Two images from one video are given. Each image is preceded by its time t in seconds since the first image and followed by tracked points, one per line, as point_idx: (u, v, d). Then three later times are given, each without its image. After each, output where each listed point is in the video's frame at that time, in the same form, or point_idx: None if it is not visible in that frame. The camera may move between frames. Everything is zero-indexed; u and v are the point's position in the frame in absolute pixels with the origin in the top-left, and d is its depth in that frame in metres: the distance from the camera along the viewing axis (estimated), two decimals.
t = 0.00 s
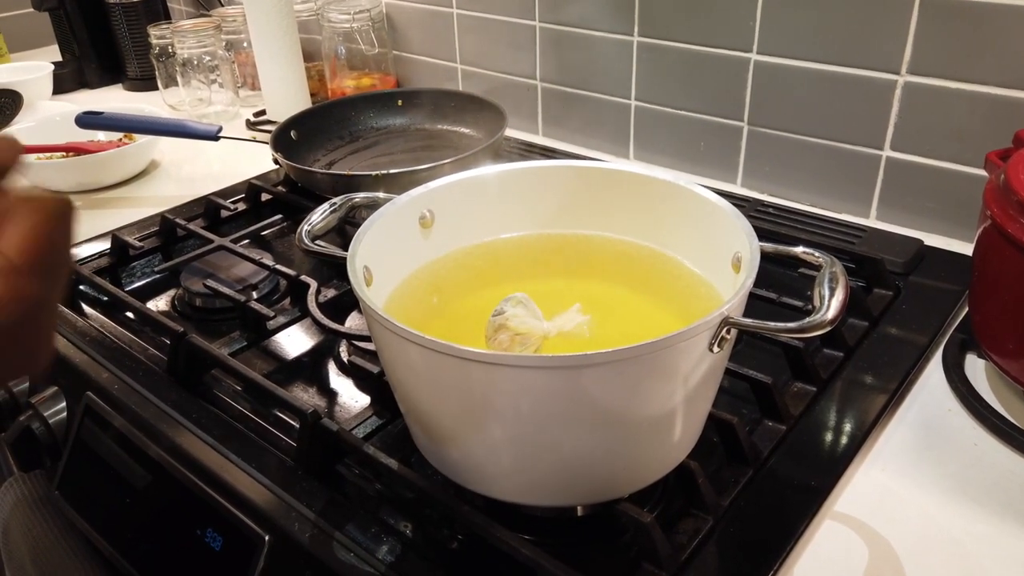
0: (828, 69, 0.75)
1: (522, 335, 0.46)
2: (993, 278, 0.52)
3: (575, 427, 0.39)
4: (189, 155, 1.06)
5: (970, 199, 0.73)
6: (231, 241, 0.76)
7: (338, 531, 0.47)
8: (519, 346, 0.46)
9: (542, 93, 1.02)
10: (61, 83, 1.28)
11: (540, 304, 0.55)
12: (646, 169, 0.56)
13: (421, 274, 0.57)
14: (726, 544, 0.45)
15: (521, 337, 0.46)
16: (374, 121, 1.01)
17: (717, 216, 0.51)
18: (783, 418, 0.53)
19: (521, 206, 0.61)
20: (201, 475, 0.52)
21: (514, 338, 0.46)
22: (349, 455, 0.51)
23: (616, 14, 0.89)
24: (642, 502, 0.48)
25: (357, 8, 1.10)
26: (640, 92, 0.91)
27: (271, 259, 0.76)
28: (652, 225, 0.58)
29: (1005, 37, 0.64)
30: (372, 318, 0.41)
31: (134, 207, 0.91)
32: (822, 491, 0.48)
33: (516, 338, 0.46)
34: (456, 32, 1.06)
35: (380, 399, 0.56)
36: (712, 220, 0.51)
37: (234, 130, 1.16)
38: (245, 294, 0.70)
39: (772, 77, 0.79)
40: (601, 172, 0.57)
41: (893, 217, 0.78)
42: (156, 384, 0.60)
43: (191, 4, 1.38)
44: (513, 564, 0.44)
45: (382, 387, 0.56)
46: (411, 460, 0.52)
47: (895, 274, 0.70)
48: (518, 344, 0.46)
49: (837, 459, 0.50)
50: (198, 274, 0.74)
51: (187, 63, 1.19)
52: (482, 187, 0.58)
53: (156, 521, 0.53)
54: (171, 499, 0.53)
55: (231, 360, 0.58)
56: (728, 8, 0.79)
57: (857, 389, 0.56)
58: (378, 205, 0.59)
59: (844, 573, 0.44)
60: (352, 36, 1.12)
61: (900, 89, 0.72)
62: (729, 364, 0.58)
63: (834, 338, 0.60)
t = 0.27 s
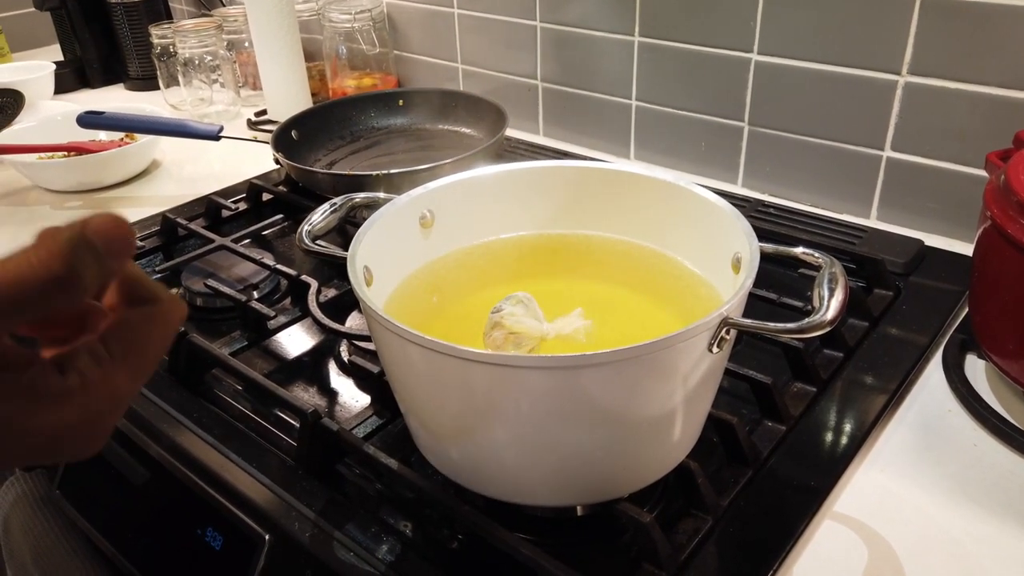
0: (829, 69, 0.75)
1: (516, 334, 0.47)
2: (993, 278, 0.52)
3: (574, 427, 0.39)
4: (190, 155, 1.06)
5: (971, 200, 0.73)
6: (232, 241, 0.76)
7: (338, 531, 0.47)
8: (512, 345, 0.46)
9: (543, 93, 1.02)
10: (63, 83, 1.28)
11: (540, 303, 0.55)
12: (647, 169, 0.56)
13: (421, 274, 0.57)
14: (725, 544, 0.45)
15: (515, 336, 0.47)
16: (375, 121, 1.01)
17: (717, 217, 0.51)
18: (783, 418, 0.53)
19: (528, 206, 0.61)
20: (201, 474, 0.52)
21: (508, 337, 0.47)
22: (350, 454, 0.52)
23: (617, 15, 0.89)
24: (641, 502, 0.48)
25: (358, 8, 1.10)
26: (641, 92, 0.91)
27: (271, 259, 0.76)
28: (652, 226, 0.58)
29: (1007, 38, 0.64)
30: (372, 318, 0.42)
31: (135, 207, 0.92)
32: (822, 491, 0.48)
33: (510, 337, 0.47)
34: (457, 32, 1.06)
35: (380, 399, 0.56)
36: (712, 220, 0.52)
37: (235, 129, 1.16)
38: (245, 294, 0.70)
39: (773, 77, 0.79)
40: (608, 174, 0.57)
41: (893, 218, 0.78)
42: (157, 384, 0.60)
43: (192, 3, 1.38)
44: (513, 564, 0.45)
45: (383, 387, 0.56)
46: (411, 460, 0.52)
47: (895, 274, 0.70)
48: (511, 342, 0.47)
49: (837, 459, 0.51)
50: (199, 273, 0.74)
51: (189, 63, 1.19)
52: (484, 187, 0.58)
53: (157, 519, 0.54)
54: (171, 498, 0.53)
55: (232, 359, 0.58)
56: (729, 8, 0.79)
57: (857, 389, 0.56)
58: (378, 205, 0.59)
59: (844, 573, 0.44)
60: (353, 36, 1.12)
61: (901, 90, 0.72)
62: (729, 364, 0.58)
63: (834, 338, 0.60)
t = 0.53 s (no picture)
0: (828, 70, 0.76)
1: (509, 333, 0.47)
2: (991, 278, 0.53)
3: (573, 427, 0.39)
4: (191, 155, 1.07)
5: (970, 200, 0.73)
6: (233, 241, 0.76)
7: (338, 530, 0.47)
8: (505, 344, 0.47)
9: (543, 93, 1.02)
10: (65, 83, 1.29)
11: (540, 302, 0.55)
12: (647, 170, 0.56)
13: (422, 274, 0.57)
14: (723, 543, 0.45)
15: (510, 335, 0.47)
16: (376, 121, 1.01)
17: (716, 218, 0.51)
18: (782, 418, 0.53)
19: (534, 205, 0.61)
20: (202, 473, 0.53)
21: (501, 334, 0.47)
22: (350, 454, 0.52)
23: (617, 15, 0.89)
24: (640, 502, 0.48)
25: (359, 8, 1.11)
26: (641, 93, 0.92)
27: (272, 259, 0.76)
28: (651, 226, 0.58)
29: (1005, 38, 0.65)
30: (372, 318, 0.42)
31: (136, 207, 0.92)
32: (820, 491, 0.48)
33: (504, 335, 0.47)
34: (458, 32, 1.07)
35: (381, 398, 0.57)
36: (711, 219, 0.52)
37: (236, 129, 1.16)
38: (246, 293, 0.70)
39: (773, 77, 0.80)
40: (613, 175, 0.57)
41: (893, 218, 0.78)
42: (158, 383, 0.61)
43: (194, 3, 1.38)
44: (512, 563, 0.45)
45: (383, 386, 0.57)
46: (411, 459, 0.52)
47: (894, 274, 0.70)
48: (505, 340, 0.47)
49: (835, 459, 0.51)
50: (200, 273, 0.75)
51: (190, 63, 1.19)
52: (485, 187, 0.58)
53: (159, 519, 0.54)
54: (172, 497, 0.53)
55: (233, 359, 0.58)
56: (729, 9, 0.79)
57: (855, 389, 0.57)
58: (379, 205, 0.59)
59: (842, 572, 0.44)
60: (354, 36, 1.12)
61: (900, 90, 0.72)
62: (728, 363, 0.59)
63: (833, 338, 0.60)
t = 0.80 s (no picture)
0: (832, 70, 0.75)
1: (509, 331, 0.47)
2: (996, 279, 0.52)
3: (578, 427, 0.39)
4: (194, 154, 1.07)
5: (974, 200, 0.73)
6: (236, 240, 0.76)
7: (342, 530, 0.47)
8: (504, 342, 0.47)
9: (546, 93, 1.02)
10: (67, 83, 1.29)
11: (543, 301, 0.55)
12: (651, 170, 0.56)
13: (425, 274, 0.57)
14: (728, 544, 0.45)
15: (510, 333, 0.47)
16: (379, 121, 1.01)
17: (720, 219, 0.51)
18: (786, 418, 0.53)
19: (546, 205, 0.61)
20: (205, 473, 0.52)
21: (501, 332, 0.48)
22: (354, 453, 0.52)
23: (620, 15, 0.89)
24: (644, 502, 0.48)
25: (362, 8, 1.11)
26: (644, 93, 0.92)
27: (275, 258, 0.76)
28: (655, 227, 0.58)
29: (1010, 38, 0.64)
30: (376, 317, 0.42)
31: (139, 206, 0.92)
32: (824, 491, 0.48)
33: (504, 333, 0.47)
34: (461, 32, 1.07)
35: (384, 398, 0.56)
36: (716, 220, 0.51)
37: (239, 129, 1.16)
38: (249, 293, 0.70)
39: (776, 77, 0.80)
40: (626, 178, 0.57)
41: (897, 218, 0.78)
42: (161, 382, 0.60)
43: (197, 3, 1.39)
44: (516, 563, 0.45)
45: (386, 386, 0.56)
46: (414, 459, 0.52)
47: (898, 275, 0.70)
48: (504, 338, 0.47)
49: (839, 460, 0.51)
50: (203, 273, 0.75)
51: (192, 63, 1.19)
52: (489, 187, 0.58)
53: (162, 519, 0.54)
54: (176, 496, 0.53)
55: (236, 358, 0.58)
56: (733, 9, 0.79)
57: (860, 390, 0.56)
58: (383, 205, 0.59)
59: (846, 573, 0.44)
60: (357, 36, 1.12)
61: (904, 90, 0.72)
62: (732, 364, 0.59)
63: (837, 339, 0.60)
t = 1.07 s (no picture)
0: (835, 69, 0.75)
1: (508, 329, 0.47)
2: (1001, 279, 0.52)
3: (582, 427, 0.39)
4: (196, 153, 1.07)
5: (979, 200, 0.72)
6: (238, 239, 0.76)
7: (344, 530, 0.47)
8: (502, 340, 0.47)
9: (548, 92, 1.02)
10: (69, 81, 1.29)
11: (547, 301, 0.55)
12: (654, 170, 0.56)
13: (428, 273, 0.57)
14: (731, 544, 0.45)
15: (508, 331, 0.47)
16: (381, 120, 1.01)
17: (725, 218, 0.51)
18: (789, 419, 0.53)
19: (554, 204, 0.61)
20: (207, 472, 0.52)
21: (500, 330, 0.48)
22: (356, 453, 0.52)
23: (623, 14, 0.88)
24: (647, 502, 0.48)
25: (364, 7, 1.11)
26: (646, 92, 0.91)
27: (277, 258, 0.76)
28: (658, 226, 0.58)
29: (1014, 37, 0.64)
30: (379, 317, 0.42)
31: (141, 205, 0.92)
32: (828, 492, 0.48)
33: (503, 331, 0.48)
34: (463, 31, 1.06)
35: (387, 398, 0.56)
36: (720, 220, 0.51)
37: (241, 128, 1.16)
38: (251, 292, 0.70)
39: (779, 76, 0.79)
40: (631, 177, 0.57)
41: (901, 218, 0.78)
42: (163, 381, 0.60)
43: (199, 2, 1.38)
44: (519, 564, 0.45)
45: (389, 385, 0.56)
46: (417, 458, 0.52)
47: (902, 275, 0.70)
48: (502, 336, 0.47)
49: (843, 460, 0.50)
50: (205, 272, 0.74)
51: (195, 62, 1.19)
52: (493, 187, 0.58)
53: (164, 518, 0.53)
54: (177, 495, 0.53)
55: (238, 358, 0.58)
56: (736, 8, 0.79)
57: (863, 390, 0.56)
58: (385, 204, 0.59)
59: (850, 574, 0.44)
60: (359, 35, 1.12)
61: (908, 90, 0.72)
62: (736, 364, 0.58)
63: (841, 339, 0.60)
